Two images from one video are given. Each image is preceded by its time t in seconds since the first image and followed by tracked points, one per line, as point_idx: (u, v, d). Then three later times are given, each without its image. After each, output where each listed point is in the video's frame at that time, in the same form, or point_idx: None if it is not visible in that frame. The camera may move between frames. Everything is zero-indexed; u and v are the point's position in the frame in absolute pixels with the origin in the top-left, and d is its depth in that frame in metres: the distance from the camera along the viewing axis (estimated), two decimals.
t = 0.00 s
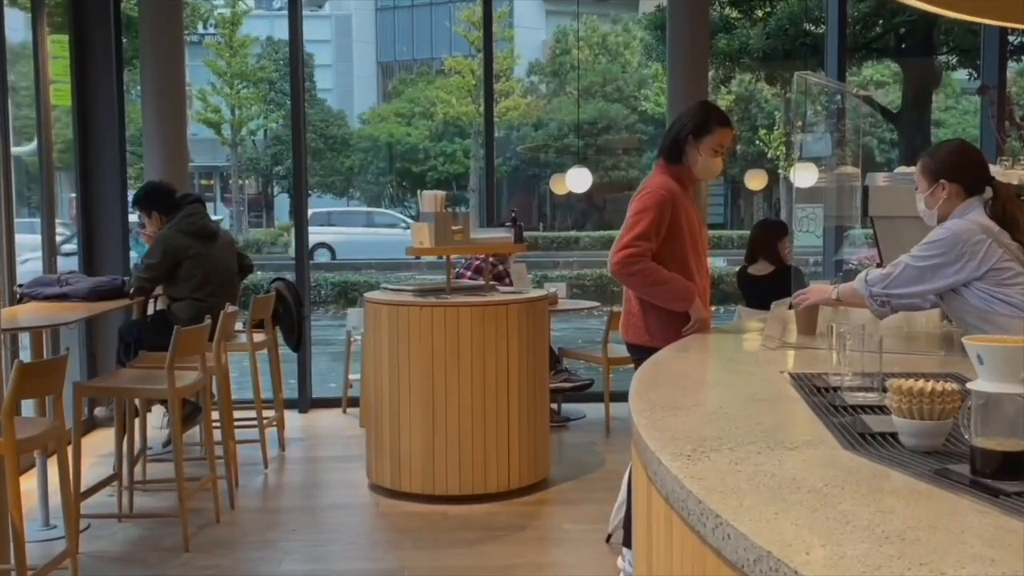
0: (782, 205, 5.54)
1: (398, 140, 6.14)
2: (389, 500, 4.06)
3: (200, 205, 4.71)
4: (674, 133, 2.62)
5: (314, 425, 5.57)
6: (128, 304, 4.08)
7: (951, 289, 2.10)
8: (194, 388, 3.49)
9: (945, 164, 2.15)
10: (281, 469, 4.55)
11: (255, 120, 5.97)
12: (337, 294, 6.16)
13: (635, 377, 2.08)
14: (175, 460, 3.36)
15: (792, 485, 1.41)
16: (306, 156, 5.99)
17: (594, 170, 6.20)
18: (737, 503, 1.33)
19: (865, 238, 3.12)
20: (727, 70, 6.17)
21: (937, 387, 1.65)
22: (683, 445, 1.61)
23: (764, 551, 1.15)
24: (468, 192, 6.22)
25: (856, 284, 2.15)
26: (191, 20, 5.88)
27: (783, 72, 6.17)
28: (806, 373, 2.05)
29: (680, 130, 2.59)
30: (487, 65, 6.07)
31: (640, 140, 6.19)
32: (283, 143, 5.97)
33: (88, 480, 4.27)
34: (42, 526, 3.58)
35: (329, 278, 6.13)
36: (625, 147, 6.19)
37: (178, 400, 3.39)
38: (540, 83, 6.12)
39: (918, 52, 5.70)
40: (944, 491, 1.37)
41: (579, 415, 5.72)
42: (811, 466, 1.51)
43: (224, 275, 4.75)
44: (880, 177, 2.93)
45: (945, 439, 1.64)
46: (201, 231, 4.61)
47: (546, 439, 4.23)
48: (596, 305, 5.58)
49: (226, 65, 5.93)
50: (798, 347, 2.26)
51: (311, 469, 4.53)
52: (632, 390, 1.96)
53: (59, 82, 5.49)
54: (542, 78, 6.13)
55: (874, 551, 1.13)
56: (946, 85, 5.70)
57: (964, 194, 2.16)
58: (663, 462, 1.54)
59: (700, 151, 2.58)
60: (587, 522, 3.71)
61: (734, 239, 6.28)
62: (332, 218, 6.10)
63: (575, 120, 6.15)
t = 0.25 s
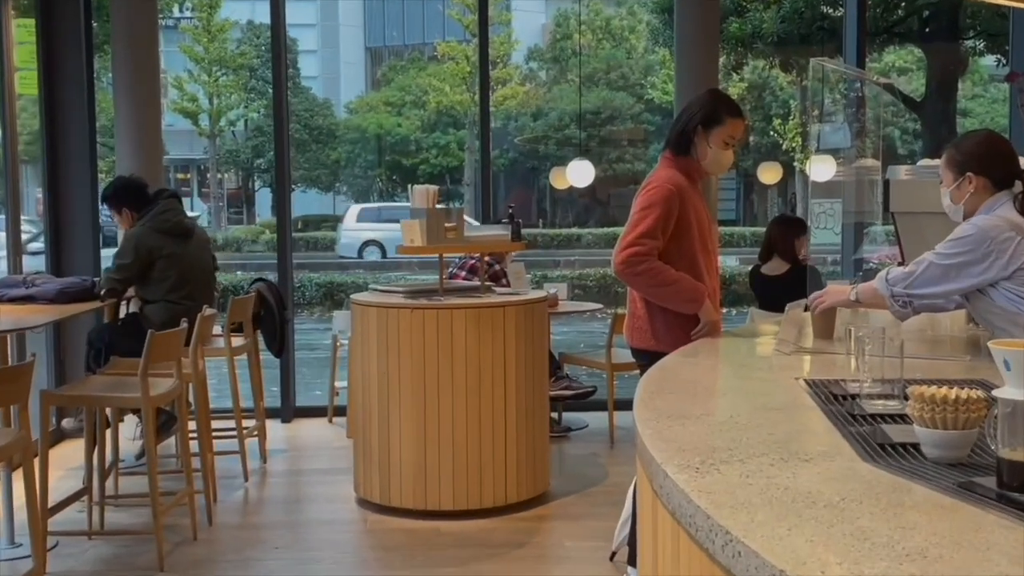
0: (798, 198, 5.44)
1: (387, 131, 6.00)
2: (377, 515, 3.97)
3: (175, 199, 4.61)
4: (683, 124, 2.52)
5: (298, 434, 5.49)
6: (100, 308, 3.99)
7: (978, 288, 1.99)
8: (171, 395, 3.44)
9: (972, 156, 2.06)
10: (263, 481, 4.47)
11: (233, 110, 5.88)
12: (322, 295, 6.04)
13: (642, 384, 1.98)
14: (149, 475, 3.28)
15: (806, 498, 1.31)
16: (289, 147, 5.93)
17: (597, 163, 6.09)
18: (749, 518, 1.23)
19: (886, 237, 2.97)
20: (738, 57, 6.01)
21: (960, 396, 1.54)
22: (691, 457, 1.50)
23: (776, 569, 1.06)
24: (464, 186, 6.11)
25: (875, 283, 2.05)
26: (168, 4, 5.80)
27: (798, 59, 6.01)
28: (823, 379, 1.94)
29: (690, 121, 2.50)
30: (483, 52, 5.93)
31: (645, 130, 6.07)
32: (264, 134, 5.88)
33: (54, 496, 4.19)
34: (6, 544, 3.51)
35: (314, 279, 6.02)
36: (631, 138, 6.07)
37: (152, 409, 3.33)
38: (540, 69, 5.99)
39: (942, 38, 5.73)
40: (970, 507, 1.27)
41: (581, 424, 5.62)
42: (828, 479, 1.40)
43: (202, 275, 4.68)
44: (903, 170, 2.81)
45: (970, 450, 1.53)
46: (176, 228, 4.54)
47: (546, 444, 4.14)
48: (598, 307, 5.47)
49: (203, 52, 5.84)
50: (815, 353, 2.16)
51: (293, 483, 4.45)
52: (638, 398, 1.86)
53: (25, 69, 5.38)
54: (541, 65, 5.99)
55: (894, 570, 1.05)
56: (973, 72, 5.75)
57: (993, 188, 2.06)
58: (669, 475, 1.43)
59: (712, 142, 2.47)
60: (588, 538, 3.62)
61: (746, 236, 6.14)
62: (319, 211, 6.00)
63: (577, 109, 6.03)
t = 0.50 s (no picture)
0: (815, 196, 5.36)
1: (378, 123, 5.89)
2: (368, 531, 3.89)
3: (151, 194, 4.55)
4: (688, 115, 2.45)
5: (282, 446, 5.40)
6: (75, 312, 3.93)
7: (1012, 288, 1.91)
8: (150, 403, 3.38)
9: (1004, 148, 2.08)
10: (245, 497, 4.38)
11: (215, 101, 5.80)
12: (310, 297, 5.98)
13: (648, 391, 1.89)
14: (127, 485, 3.23)
15: (822, 512, 1.23)
16: (274, 139, 5.85)
17: (600, 157, 5.99)
18: (760, 534, 1.14)
19: (907, 235, 2.98)
20: (752, 41, 5.91)
21: (983, 403, 1.46)
22: (700, 468, 1.41)
23: None
24: (460, 181, 5.99)
25: (901, 287, 1.96)
26: None
27: (814, 46, 5.91)
28: (839, 387, 1.85)
29: (696, 111, 2.42)
30: (478, 38, 5.81)
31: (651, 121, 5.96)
32: (248, 126, 5.81)
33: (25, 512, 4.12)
34: None
35: (301, 280, 5.95)
36: (636, 130, 5.97)
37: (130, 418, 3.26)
38: (541, 57, 5.90)
39: (965, 24, 5.63)
40: (997, 521, 1.19)
41: (584, 434, 5.53)
42: (845, 491, 1.32)
43: (182, 273, 4.61)
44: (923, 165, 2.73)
45: (995, 461, 1.44)
46: (154, 225, 4.48)
47: (546, 449, 4.06)
48: (602, 311, 5.38)
49: (182, 38, 5.75)
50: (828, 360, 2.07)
51: (278, 496, 4.38)
52: (643, 406, 1.78)
53: None
54: (543, 52, 5.90)
55: None
56: (1000, 59, 5.62)
57: None
58: (677, 488, 1.34)
59: (721, 134, 2.40)
60: (590, 556, 3.55)
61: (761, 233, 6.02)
62: (306, 208, 5.91)
63: (579, 101, 5.93)
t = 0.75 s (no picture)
0: (828, 193, 5.32)
1: (373, 118, 5.83)
2: (363, 540, 3.85)
3: (128, 192, 4.49)
4: (691, 110, 2.40)
5: (274, 453, 5.36)
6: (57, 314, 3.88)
7: None
8: (138, 409, 3.34)
9: None
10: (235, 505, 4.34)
11: (204, 95, 5.74)
12: (302, 299, 5.92)
13: (652, 396, 1.84)
14: (113, 493, 3.19)
15: (833, 521, 1.18)
16: (265, 135, 5.80)
17: (604, 153, 5.93)
18: (769, 544, 1.09)
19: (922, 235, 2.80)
20: (762, 33, 5.85)
21: (999, 408, 1.40)
22: (707, 476, 1.36)
23: None
24: (458, 179, 5.95)
25: (962, 323, 2.08)
26: None
27: (825, 38, 5.84)
28: (849, 392, 1.80)
29: (699, 107, 2.37)
30: (477, 32, 5.77)
31: (655, 116, 5.90)
32: (237, 122, 5.76)
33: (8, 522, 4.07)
34: None
35: (293, 281, 5.90)
36: (641, 125, 5.91)
37: (117, 423, 3.22)
38: (542, 50, 5.83)
39: (982, 16, 5.56)
40: (1015, 531, 1.14)
41: (587, 441, 5.47)
42: (857, 499, 1.27)
43: (165, 269, 4.54)
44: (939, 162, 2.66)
45: (1012, 470, 1.38)
46: (134, 221, 4.45)
47: (546, 453, 4.02)
48: (605, 312, 5.32)
49: (171, 31, 5.68)
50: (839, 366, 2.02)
51: (269, 505, 4.34)
52: (648, 411, 1.73)
53: None
54: (546, 45, 5.84)
55: None
56: (1016, 52, 5.56)
57: None
58: (682, 496, 1.29)
59: (725, 127, 2.35)
60: (591, 569, 3.51)
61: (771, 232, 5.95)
62: (298, 206, 5.86)
63: (582, 97, 5.87)
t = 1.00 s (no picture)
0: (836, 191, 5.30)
1: (369, 115, 5.79)
2: (359, 549, 3.81)
3: (107, 187, 4.46)
4: (693, 106, 2.38)
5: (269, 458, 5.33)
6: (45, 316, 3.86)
7: None
8: (128, 414, 3.32)
9: None
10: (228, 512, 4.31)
11: (196, 92, 5.70)
12: (296, 300, 5.89)
13: (656, 401, 1.80)
14: (102, 499, 3.16)
15: (842, 529, 1.14)
16: (259, 133, 5.76)
17: (607, 151, 5.89)
18: (775, 554, 1.05)
19: (933, 234, 2.82)
20: (769, 29, 5.81)
21: (1012, 413, 1.36)
22: (712, 483, 1.32)
23: None
24: (457, 178, 5.91)
25: None
26: None
27: (833, 33, 5.81)
28: (859, 397, 1.77)
29: (701, 102, 2.35)
30: (477, 27, 5.75)
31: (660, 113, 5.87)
32: (231, 119, 5.72)
33: None
34: None
35: (287, 282, 5.87)
36: (646, 123, 5.87)
37: (107, 428, 3.20)
38: (545, 45, 5.79)
39: (995, 11, 5.52)
40: None
41: (589, 446, 5.43)
42: (867, 507, 1.22)
43: (151, 265, 4.51)
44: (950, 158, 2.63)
45: None
46: (115, 217, 4.42)
47: (546, 457, 3.97)
48: (607, 315, 5.27)
49: (162, 25, 5.63)
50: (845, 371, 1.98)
51: (263, 512, 4.31)
52: (652, 416, 1.69)
53: None
54: (548, 40, 5.79)
55: None
56: None
57: None
58: (686, 503, 1.25)
59: (728, 122, 2.32)
60: None
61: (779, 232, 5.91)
62: (293, 205, 5.83)
63: (584, 94, 5.83)
